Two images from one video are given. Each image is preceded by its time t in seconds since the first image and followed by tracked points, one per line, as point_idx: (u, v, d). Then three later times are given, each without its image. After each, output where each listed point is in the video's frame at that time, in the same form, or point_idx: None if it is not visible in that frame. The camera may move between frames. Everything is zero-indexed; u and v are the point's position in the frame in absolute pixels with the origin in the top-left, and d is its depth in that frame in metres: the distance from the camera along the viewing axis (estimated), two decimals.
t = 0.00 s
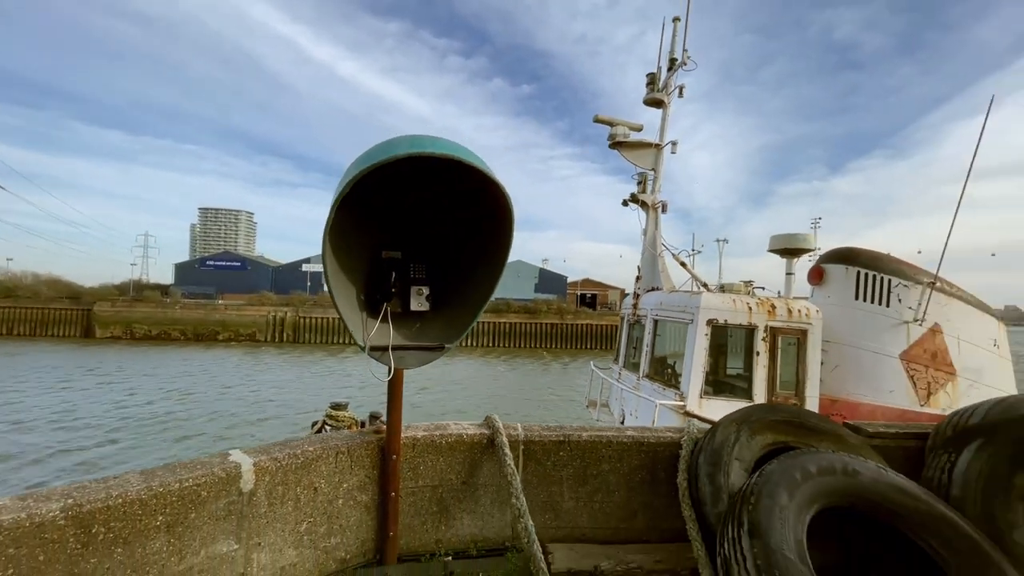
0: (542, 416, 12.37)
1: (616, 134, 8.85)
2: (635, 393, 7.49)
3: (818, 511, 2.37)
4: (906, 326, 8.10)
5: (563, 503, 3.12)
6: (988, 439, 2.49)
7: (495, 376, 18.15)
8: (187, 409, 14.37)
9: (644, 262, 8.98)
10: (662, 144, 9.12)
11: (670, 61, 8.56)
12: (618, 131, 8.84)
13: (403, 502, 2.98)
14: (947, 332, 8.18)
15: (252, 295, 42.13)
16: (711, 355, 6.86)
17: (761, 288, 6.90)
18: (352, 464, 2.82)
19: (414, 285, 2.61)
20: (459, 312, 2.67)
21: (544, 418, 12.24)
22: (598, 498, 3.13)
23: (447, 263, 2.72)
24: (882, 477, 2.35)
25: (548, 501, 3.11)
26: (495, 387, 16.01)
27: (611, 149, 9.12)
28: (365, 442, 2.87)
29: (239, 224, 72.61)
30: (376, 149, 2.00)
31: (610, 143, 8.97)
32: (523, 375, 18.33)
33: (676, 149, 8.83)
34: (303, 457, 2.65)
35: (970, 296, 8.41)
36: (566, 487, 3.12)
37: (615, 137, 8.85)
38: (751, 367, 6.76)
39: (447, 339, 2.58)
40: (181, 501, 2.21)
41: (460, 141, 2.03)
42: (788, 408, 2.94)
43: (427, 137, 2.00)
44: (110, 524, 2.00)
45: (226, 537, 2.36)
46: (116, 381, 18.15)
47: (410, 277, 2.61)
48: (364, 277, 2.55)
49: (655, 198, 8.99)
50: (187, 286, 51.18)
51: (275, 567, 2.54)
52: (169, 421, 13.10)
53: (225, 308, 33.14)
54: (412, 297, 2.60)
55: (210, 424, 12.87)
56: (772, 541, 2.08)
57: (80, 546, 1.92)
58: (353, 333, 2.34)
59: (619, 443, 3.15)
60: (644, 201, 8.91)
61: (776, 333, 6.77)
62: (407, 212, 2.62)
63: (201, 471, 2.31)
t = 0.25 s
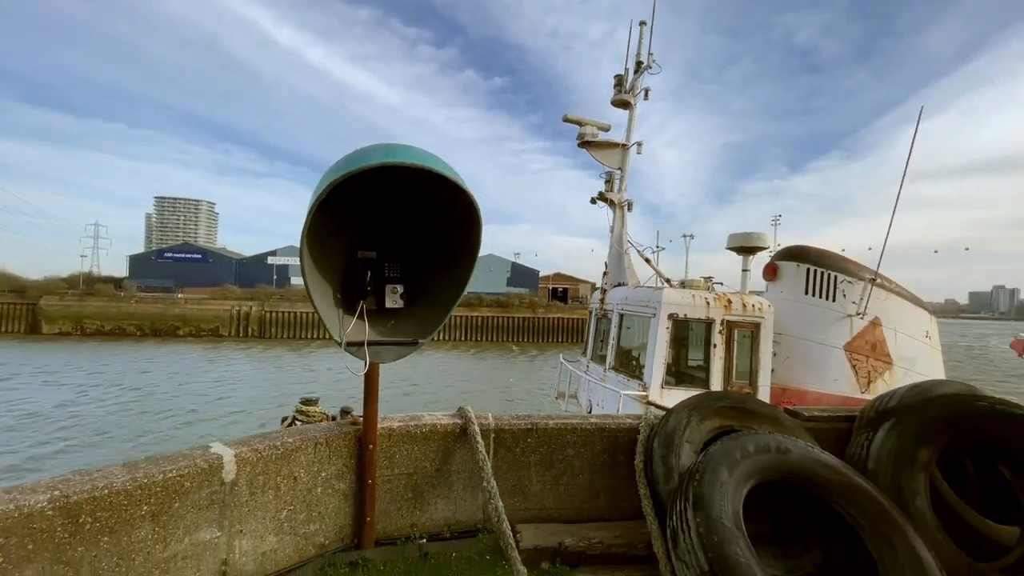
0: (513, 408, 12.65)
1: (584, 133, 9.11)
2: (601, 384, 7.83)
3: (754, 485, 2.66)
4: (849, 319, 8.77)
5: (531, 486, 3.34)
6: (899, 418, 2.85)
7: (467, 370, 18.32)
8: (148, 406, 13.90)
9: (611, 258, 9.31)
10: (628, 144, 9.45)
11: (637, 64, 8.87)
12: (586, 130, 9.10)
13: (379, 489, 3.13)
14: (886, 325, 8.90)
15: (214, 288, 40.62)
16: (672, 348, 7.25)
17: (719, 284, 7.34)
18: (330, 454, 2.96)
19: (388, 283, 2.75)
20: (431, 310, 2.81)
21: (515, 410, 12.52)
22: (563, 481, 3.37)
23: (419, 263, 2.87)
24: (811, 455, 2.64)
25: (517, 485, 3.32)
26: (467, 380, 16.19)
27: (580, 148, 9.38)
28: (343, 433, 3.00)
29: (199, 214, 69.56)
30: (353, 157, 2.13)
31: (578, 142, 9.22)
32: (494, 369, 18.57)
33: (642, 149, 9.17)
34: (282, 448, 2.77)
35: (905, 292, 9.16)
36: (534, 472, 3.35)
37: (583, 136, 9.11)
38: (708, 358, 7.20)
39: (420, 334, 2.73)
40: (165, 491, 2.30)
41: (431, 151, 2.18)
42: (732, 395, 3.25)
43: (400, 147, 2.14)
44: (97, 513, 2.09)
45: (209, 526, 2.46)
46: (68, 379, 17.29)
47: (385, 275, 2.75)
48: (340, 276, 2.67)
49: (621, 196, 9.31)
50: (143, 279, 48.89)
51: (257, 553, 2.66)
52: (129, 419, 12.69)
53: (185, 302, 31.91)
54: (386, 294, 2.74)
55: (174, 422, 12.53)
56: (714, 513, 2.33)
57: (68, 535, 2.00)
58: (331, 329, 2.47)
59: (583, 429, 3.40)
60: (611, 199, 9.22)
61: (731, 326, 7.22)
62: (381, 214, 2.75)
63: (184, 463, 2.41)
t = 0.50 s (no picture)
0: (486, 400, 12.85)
1: (556, 130, 9.28)
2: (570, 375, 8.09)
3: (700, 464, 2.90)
4: (804, 312, 9.28)
5: (498, 471, 3.52)
6: (830, 402, 3.15)
7: (441, 364, 18.42)
8: (110, 405, 13.48)
9: (581, 253, 9.55)
10: (598, 142, 9.67)
11: (606, 63, 9.07)
12: (558, 127, 9.27)
13: (351, 477, 3.26)
14: (837, 318, 9.44)
15: (179, 282, 39.25)
16: (638, 340, 7.55)
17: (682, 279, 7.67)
18: (303, 444, 3.06)
19: (361, 279, 2.86)
20: (402, 305, 2.93)
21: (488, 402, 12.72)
22: (529, 466, 3.56)
23: (391, 260, 2.97)
24: (751, 436, 2.89)
25: (485, 470, 3.50)
26: (441, 374, 16.30)
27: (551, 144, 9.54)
28: (315, 424, 3.11)
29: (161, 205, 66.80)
30: (326, 160, 2.23)
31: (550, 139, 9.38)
32: (469, 362, 18.74)
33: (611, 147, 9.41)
34: (255, 438, 2.86)
35: (856, 286, 9.72)
36: (500, 458, 3.53)
37: (554, 133, 9.27)
38: (672, 349, 7.54)
39: (392, 328, 2.85)
40: (138, 480, 2.37)
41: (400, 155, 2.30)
42: (684, 383, 3.50)
43: (370, 151, 2.25)
44: (71, 503, 2.14)
45: (182, 514, 2.54)
46: (22, 378, 16.55)
47: (357, 271, 2.86)
48: (313, 272, 2.77)
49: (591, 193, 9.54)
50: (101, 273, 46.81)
51: (230, 540, 2.75)
52: (89, 417, 12.32)
53: (148, 297, 30.76)
54: (358, 290, 2.85)
55: (138, 420, 12.21)
56: (661, 489, 2.55)
57: (42, 524, 2.06)
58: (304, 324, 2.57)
59: (547, 417, 3.60)
60: (582, 195, 9.44)
61: (693, 320, 7.59)
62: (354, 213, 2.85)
63: (156, 454, 2.47)
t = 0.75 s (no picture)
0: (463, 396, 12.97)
1: (530, 127, 9.36)
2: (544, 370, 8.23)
3: (653, 450, 3.04)
4: (769, 307, 9.62)
5: (464, 462, 3.60)
6: (776, 389, 3.34)
7: (419, 361, 18.42)
8: (74, 405, 13.08)
9: (556, 249, 9.68)
10: (573, 139, 9.80)
11: (580, 62, 9.20)
12: (532, 125, 9.36)
13: (317, 469, 3.29)
14: (801, 312, 9.82)
15: (148, 279, 38.02)
16: (609, 335, 7.73)
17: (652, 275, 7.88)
18: (267, 437, 3.08)
19: (323, 273, 2.89)
20: (364, 299, 2.96)
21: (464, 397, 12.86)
22: (494, 456, 3.65)
23: (354, 255, 3.00)
24: (701, 422, 3.04)
25: (450, 461, 3.58)
26: (418, 371, 16.31)
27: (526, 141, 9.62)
28: (280, 417, 3.14)
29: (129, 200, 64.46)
30: (283, 156, 2.27)
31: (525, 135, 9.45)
32: (446, 359, 18.78)
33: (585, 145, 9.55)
34: (218, 431, 2.87)
35: (819, 282, 10.11)
36: (466, 448, 3.61)
37: (530, 130, 9.35)
38: (642, 343, 7.74)
39: (356, 320, 2.89)
40: (96, 473, 2.37)
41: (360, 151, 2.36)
42: (642, 373, 3.65)
43: (329, 146, 2.31)
44: (24, 497, 2.13)
45: (142, 507, 2.55)
46: None
47: (319, 265, 2.89)
48: (274, 266, 2.80)
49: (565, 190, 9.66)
50: (64, 270, 45.08)
51: (192, 533, 2.76)
52: (52, 418, 11.95)
53: (116, 295, 29.73)
54: (320, 284, 2.88)
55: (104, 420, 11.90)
56: (614, 473, 2.67)
57: None
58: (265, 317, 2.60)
59: (512, 408, 3.70)
60: (556, 192, 9.55)
61: (663, 315, 7.81)
62: (315, 209, 2.89)
63: (114, 448, 2.47)
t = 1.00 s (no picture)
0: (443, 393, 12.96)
1: (508, 125, 9.38)
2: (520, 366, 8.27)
3: (613, 442, 3.10)
4: (742, 304, 9.82)
5: (429, 458, 3.61)
6: (732, 382, 3.43)
7: (401, 359, 18.34)
8: (41, 406, 12.71)
9: (533, 247, 9.72)
10: (550, 137, 9.85)
11: (557, 60, 9.26)
12: (510, 122, 9.38)
13: (279, 466, 3.27)
14: (773, 309, 10.05)
15: (122, 276, 37.03)
16: (584, 331, 7.81)
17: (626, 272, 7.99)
18: (226, 434, 3.05)
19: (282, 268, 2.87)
20: (325, 295, 2.93)
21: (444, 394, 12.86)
22: (460, 451, 3.67)
23: (314, 250, 2.98)
24: (659, 414, 3.10)
25: (416, 456, 3.59)
26: (399, 369, 16.23)
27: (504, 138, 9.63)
28: (240, 414, 3.10)
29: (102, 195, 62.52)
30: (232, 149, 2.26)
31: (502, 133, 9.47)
32: (428, 357, 18.72)
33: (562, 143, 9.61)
34: (174, 428, 2.83)
35: (791, 279, 10.36)
36: (432, 444, 3.62)
37: (507, 127, 9.38)
38: (616, 340, 7.84)
39: (316, 316, 2.86)
40: (41, 472, 2.32)
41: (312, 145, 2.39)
42: (606, 368, 3.70)
43: (280, 139, 2.33)
44: None
45: (92, 506, 2.50)
46: None
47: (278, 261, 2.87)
48: (232, 261, 2.77)
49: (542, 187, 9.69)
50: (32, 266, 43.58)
51: (146, 532, 2.72)
52: (17, 419, 11.60)
53: (87, 293, 28.85)
54: (279, 279, 2.86)
55: (72, 420, 11.59)
56: (571, 465, 2.72)
57: None
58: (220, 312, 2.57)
59: (478, 403, 3.72)
60: (533, 190, 9.59)
61: (637, 311, 7.93)
62: (273, 204, 2.86)
63: (61, 446, 2.42)
